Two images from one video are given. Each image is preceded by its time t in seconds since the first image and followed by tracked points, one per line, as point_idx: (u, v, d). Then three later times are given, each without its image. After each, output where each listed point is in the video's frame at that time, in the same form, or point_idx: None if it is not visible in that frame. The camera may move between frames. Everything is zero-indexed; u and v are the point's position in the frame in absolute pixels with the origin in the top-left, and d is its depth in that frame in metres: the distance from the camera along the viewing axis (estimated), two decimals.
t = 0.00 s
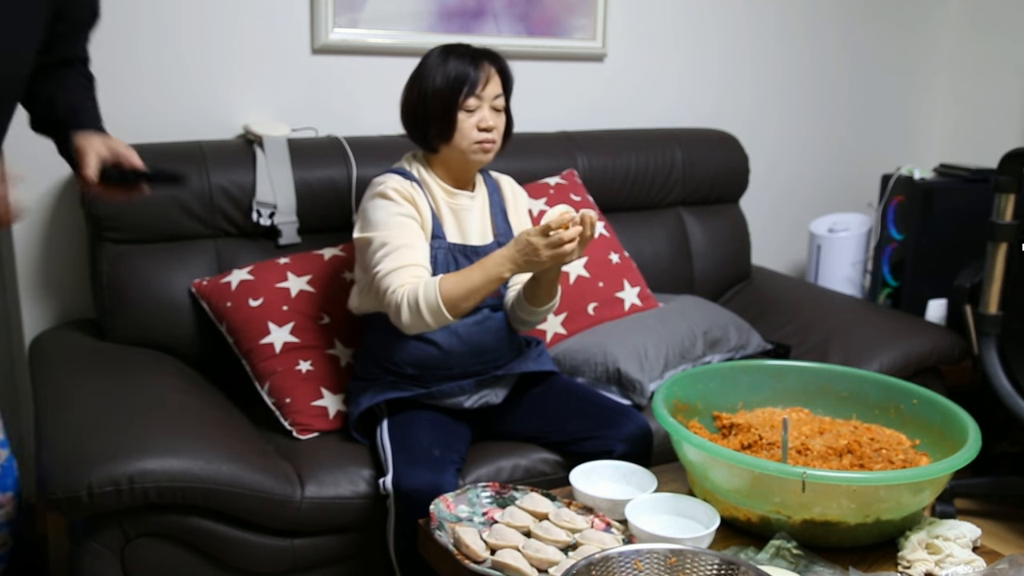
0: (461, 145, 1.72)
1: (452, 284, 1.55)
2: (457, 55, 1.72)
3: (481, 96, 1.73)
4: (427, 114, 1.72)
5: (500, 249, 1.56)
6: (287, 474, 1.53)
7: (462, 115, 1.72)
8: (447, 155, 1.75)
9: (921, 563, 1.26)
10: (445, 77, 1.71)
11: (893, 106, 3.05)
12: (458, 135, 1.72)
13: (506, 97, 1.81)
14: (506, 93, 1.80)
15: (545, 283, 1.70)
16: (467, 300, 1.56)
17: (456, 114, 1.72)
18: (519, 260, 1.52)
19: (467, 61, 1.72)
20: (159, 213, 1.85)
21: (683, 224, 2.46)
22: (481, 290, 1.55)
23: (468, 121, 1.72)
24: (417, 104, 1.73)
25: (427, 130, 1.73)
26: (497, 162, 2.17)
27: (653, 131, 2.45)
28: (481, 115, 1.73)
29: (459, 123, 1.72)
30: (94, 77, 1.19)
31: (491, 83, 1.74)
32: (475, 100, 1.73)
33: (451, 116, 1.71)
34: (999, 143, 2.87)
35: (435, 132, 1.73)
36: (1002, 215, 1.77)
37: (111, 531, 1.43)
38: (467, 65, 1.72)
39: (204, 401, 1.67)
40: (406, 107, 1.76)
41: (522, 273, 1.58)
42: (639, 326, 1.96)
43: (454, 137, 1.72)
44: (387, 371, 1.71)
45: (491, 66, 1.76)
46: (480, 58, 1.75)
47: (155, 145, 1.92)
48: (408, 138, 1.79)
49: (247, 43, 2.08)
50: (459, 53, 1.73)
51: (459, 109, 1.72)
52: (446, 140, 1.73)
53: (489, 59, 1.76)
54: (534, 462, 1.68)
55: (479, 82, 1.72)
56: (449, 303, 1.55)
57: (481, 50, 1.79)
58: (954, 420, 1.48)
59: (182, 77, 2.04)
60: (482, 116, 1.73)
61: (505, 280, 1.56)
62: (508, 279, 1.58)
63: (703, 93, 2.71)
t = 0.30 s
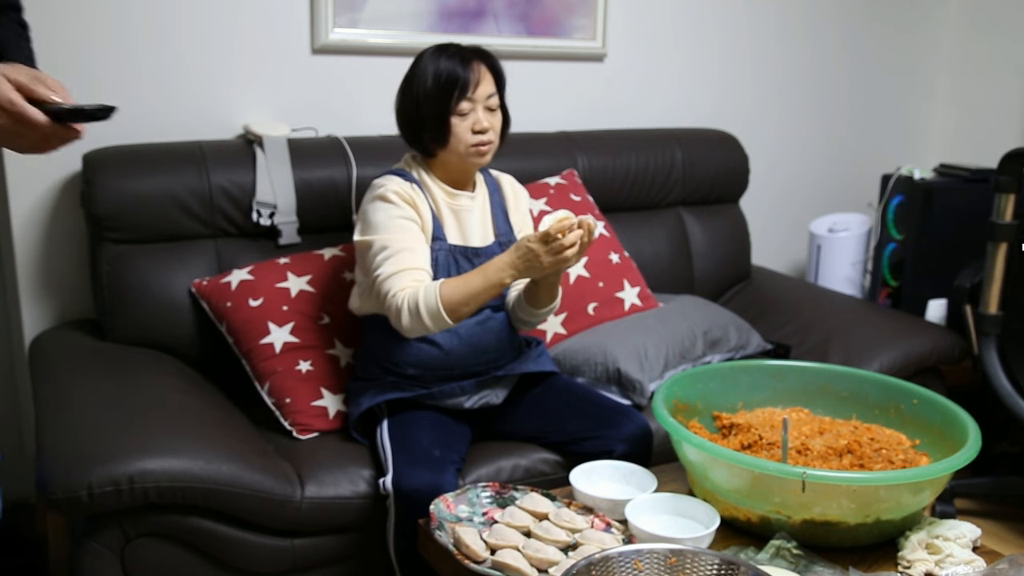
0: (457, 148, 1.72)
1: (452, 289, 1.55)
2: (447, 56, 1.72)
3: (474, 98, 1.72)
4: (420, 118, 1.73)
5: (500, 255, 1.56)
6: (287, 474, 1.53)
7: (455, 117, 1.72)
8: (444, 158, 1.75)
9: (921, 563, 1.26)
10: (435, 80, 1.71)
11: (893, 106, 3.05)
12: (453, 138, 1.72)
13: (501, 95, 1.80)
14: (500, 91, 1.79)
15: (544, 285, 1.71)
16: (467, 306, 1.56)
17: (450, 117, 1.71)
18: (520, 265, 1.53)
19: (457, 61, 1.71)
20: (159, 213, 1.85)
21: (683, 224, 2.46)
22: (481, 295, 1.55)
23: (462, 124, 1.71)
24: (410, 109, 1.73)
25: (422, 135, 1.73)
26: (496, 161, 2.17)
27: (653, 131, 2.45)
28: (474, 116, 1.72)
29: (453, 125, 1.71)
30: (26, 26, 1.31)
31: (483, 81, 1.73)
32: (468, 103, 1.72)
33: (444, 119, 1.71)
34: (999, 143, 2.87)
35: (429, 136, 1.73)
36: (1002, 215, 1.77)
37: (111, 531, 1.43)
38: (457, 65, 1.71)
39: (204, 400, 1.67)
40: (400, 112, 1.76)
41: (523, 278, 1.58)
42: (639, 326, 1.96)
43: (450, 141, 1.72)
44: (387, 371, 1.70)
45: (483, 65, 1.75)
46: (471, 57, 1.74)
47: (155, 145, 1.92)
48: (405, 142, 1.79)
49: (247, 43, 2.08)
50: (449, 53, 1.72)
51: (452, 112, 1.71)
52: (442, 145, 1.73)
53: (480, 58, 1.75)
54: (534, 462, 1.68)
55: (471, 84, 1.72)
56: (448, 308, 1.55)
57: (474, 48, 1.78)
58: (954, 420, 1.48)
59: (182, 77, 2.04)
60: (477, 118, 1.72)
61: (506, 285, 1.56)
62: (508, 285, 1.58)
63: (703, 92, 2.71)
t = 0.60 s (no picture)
0: (453, 149, 1.72)
1: (449, 285, 1.54)
2: (436, 57, 1.71)
3: (466, 97, 1.71)
4: (414, 121, 1.72)
5: (496, 251, 1.56)
6: (287, 474, 1.53)
7: (448, 117, 1.71)
8: (441, 159, 1.75)
9: (921, 563, 1.26)
10: (426, 82, 1.70)
11: (893, 106, 3.05)
12: (448, 138, 1.71)
13: (495, 92, 1.78)
14: (494, 88, 1.78)
15: (542, 284, 1.70)
16: (464, 302, 1.55)
17: (444, 119, 1.70)
18: (516, 259, 1.53)
19: (447, 61, 1.70)
20: (159, 213, 1.85)
21: (683, 224, 2.46)
22: (478, 291, 1.55)
23: (457, 124, 1.71)
24: (404, 111, 1.73)
25: (417, 136, 1.73)
26: (496, 162, 2.17)
27: (653, 131, 2.45)
28: (467, 116, 1.71)
29: (446, 126, 1.71)
30: None
31: (475, 79, 1.72)
32: (461, 103, 1.71)
33: (437, 120, 1.70)
34: (999, 143, 2.87)
35: (424, 137, 1.72)
36: (1002, 215, 1.77)
37: (111, 531, 1.43)
38: (447, 65, 1.70)
39: (204, 400, 1.67)
40: (395, 115, 1.76)
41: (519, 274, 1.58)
42: (639, 326, 1.96)
43: (446, 142, 1.72)
44: (387, 371, 1.70)
45: (474, 64, 1.74)
46: (461, 55, 1.73)
47: (155, 145, 1.92)
48: (402, 145, 1.79)
49: (247, 43, 2.08)
50: (438, 53, 1.71)
51: (446, 113, 1.70)
52: (438, 147, 1.73)
53: (470, 56, 1.74)
54: (534, 462, 1.68)
55: (462, 84, 1.71)
56: (446, 305, 1.55)
57: (466, 46, 1.77)
58: (954, 420, 1.48)
59: (182, 76, 2.04)
60: (471, 117, 1.71)
61: (503, 281, 1.56)
62: (505, 280, 1.58)
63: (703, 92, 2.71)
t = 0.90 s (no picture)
0: (447, 150, 1.72)
1: (443, 285, 1.55)
2: (428, 58, 1.71)
3: (459, 98, 1.71)
4: (406, 123, 1.72)
5: (490, 248, 1.57)
6: (287, 474, 1.53)
7: (441, 118, 1.71)
8: (436, 159, 1.75)
9: (921, 563, 1.26)
10: (418, 83, 1.70)
11: (893, 106, 3.05)
12: (442, 140, 1.71)
13: (487, 91, 1.78)
14: (486, 87, 1.78)
15: (551, 277, 1.73)
16: (459, 301, 1.56)
17: (437, 120, 1.71)
18: (510, 259, 1.54)
19: (438, 62, 1.70)
20: (159, 213, 1.85)
21: (683, 224, 2.46)
22: (473, 290, 1.56)
23: (450, 126, 1.71)
24: (396, 114, 1.73)
25: (410, 138, 1.73)
26: (496, 162, 2.17)
27: (653, 131, 2.45)
28: (461, 116, 1.71)
29: (440, 127, 1.71)
30: None
31: (467, 79, 1.72)
32: (454, 104, 1.71)
33: (430, 121, 1.70)
34: (999, 143, 2.87)
35: (417, 139, 1.72)
36: (1002, 215, 1.77)
37: (111, 531, 1.43)
38: (439, 66, 1.70)
39: (204, 400, 1.67)
40: (387, 118, 1.76)
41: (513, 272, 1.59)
42: (639, 326, 1.96)
43: (440, 143, 1.72)
44: (387, 371, 1.70)
45: (466, 64, 1.74)
46: (452, 55, 1.73)
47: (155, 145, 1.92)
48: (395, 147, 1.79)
49: (247, 43, 2.08)
50: (429, 54, 1.71)
51: (439, 114, 1.70)
52: (432, 148, 1.73)
53: (462, 56, 1.74)
54: (534, 462, 1.68)
55: (454, 85, 1.71)
56: (440, 304, 1.56)
57: (456, 46, 1.77)
58: (954, 420, 1.48)
59: (182, 76, 2.04)
60: (464, 118, 1.71)
61: (496, 279, 1.56)
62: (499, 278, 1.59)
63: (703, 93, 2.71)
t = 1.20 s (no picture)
0: (443, 151, 1.72)
1: (434, 282, 1.55)
2: (421, 59, 1.70)
3: (453, 99, 1.71)
4: (401, 124, 1.72)
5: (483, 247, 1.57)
6: (287, 474, 1.53)
7: (436, 119, 1.71)
8: (431, 159, 1.75)
9: (921, 563, 1.26)
10: (412, 84, 1.70)
11: (893, 106, 3.05)
12: (437, 141, 1.71)
13: (482, 90, 1.77)
14: (480, 86, 1.77)
15: (553, 275, 1.72)
16: (449, 300, 1.56)
17: (432, 121, 1.70)
18: (502, 258, 1.53)
19: (432, 62, 1.70)
20: (159, 213, 1.85)
21: (683, 224, 2.46)
22: (464, 289, 1.56)
23: (445, 127, 1.70)
24: (391, 114, 1.73)
25: (405, 139, 1.73)
26: (496, 162, 2.17)
27: (653, 131, 2.45)
28: (455, 116, 1.71)
29: (435, 128, 1.70)
30: None
31: (460, 79, 1.71)
32: (448, 105, 1.71)
33: (424, 122, 1.70)
34: (1000, 143, 2.87)
35: (412, 139, 1.72)
36: (1002, 215, 1.77)
37: (111, 532, 1.43)
38: (432, 67, 1.69)
39: (204, 400, 1.67)
40: (382, 118, 1.76)
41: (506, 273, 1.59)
42: (639, 326, 1.96)
43: (435, 144, 1.72)
44: (387, 371, 1.70)
45: (459, 63, 1.73)
46: (446, 55, 1.72)
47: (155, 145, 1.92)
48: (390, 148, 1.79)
49: (246, 43, 2.08)
50: (423, 54, 1.70)
51: (433, 115, 1.70)
52: (427, 149, 1.73)
53: (455, 56, 1.73)
54: (534, 462, 1.68)
55: (448, 85, 1.70)
56: (431, 302, 1.56)
57: (450, 45, 1.76)
58: (954, 420, 1.48)
59: (182, 75, 2.04)
60: (459, 118, 1.71)
61: (488, 278, 1.56)
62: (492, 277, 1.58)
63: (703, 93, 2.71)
